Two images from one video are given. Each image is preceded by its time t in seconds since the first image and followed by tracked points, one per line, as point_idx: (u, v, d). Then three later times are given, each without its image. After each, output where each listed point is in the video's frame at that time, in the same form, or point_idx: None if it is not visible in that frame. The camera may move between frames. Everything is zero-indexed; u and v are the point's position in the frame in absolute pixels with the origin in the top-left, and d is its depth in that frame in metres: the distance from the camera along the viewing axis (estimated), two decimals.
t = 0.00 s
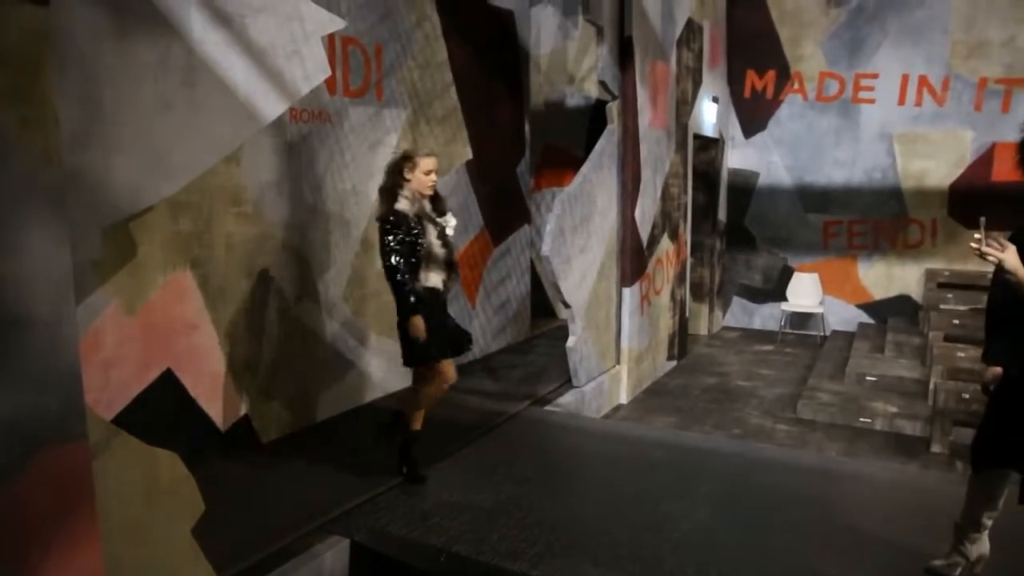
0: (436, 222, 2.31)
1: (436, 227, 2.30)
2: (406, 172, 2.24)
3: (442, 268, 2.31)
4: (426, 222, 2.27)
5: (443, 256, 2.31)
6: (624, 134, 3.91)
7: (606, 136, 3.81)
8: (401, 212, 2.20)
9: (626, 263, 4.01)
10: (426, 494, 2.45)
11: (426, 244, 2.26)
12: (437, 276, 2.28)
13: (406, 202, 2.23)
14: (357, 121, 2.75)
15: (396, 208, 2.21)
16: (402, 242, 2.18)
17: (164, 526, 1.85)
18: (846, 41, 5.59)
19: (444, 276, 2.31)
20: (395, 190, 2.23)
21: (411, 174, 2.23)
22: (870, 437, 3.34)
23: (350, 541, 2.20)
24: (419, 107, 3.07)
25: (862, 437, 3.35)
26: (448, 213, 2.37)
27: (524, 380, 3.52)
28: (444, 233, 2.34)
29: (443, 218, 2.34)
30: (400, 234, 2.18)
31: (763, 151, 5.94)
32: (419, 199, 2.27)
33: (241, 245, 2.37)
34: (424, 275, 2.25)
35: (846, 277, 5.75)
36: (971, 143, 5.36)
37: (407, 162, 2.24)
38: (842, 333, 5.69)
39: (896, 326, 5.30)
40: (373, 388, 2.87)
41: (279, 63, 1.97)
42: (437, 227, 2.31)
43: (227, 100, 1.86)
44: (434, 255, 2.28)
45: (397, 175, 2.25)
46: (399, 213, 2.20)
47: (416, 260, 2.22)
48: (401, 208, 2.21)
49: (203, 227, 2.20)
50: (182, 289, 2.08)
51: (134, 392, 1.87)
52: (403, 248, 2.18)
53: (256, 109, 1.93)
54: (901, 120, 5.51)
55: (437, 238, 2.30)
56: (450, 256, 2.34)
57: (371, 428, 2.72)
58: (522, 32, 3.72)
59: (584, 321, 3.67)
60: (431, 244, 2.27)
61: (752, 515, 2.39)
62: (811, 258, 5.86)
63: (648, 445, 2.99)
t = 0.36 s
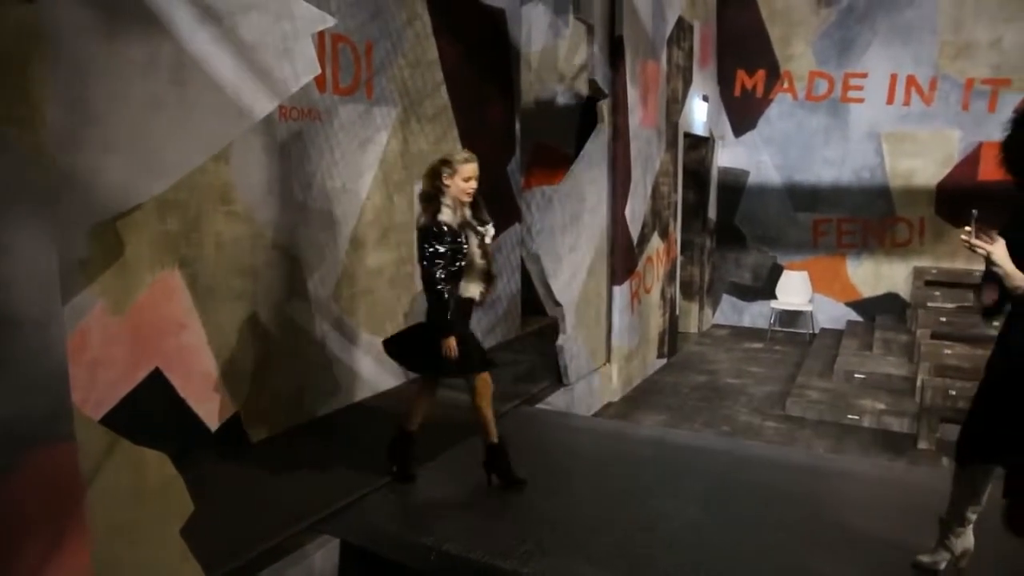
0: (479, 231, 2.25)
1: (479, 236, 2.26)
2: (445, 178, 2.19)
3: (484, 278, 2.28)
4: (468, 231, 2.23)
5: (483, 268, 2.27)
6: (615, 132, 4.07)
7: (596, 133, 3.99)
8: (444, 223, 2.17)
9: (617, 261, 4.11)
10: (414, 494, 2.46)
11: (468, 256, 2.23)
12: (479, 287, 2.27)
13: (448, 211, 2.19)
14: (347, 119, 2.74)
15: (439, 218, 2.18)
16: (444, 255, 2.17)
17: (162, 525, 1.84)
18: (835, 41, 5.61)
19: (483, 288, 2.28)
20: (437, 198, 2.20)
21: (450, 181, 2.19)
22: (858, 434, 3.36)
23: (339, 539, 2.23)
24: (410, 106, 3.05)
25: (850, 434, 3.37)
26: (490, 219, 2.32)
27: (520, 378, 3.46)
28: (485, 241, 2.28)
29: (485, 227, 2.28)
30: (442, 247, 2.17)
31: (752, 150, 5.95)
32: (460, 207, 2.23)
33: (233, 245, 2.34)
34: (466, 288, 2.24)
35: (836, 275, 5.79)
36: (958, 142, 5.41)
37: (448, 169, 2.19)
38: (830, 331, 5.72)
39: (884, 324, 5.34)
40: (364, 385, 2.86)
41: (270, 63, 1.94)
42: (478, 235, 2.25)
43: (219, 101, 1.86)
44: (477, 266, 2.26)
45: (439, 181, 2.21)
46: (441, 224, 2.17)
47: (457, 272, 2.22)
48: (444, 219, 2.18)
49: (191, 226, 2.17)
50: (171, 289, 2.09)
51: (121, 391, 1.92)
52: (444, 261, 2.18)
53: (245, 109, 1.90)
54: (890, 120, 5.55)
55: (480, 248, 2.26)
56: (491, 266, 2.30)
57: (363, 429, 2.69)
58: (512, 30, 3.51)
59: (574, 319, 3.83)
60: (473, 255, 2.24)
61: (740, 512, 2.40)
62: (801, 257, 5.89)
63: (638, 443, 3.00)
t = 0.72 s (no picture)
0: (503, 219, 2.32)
1: (504, 224, 2.32)
2: (471, 162, 2.24)
3: (513, 265, 2.34)
4: (495, 219, 2.29)
5: (512, 255, 2.32)
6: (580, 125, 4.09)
7: (562, 127, 3.98)
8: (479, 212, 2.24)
9: (582, 256, 4.14)
10: (376, 491, 2.48)
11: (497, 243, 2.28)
12: (510, 273, 2.33)
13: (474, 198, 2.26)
14: (311, 112, 2.68)
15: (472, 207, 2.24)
16: (475, 245, 2.21)
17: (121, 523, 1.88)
18: (798, 38, 5.69)
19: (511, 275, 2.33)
20: (466, 187, 2.26)
21: (474, 166, 2.24)
22: (819, 423, 3.43)
23: (307, 537, 2.25)
24: (376, 100, 3.03)
25: (812, 423, 3.43)
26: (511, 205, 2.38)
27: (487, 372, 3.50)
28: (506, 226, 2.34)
29: (507, 212, 2.36)
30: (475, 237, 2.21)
31: (718, 144, 6.02)
32: (486, 193, 2.29)
33: (196, 238, 2.27)
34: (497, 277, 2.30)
35: (800, 268, 5.87)
36: (915, 139, 5.53)
37: (472, 152, 2.22)
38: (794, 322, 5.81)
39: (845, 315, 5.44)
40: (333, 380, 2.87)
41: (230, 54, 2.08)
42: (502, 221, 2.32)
43: (177, 92, 1.94)
44: (506, 254, 2.30)
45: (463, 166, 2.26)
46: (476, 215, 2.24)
47: (486, 261, 2.26)
48: (475, 207, 2.24)
49: (154, 220, 2.11)
50: (131, 286, 2.03)
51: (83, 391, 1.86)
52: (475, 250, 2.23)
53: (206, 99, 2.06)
54: (851, 116, 5.67)
55: (505, 234, 2.31)
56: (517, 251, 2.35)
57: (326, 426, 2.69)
58: (480, 23, 3.47)
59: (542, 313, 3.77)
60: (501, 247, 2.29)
61: (703, 501, 2.45)
62: (765, 250, 6.02)
63: (604, 434, 3.04)
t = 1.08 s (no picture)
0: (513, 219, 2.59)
1: (514, 224, 2.58)
2: (479, 162, 2.51)
3: (522, 265, 2.60)
4: (504, 219, 2.56)
5: (522, 255, 2.59)
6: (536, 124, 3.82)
7: (518, 124, 3.73)
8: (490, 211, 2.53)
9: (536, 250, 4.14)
10: (337, 489, 2.51)
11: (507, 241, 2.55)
12: (518, 274, 2.60)
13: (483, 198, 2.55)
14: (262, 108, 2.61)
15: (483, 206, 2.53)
16: (485, 247, 2.50)
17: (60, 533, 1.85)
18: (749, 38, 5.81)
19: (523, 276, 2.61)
20: (473, 186, 2.55)
21: (482, 165, 2.51)
22: (771, 415, 3.49)
23: (261, 537, 2.25)
24: (329, 96, 3.00)
25: (764, 416, 3.50)
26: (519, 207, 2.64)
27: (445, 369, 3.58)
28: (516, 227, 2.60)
29: (516, 213, 2.62)
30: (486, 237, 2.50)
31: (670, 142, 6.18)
32: (495, 193, 2.56)
33: (144, 236, 2.17)
34: (507, 277, 2.57)
35: (752, 265, 6.08)
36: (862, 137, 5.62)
37: (481, 152, 2.49)
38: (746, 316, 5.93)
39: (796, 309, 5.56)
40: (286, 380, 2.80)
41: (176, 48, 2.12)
42: (511, 222, 2.58)
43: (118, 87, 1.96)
44: (514, 255, 2.57)
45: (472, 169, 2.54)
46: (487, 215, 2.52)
47: (498, 260, 2.54)
48: (484, 206, 2.53)
49: (100, 219, 2.01)
50: (76, 285, 1.95)
51: (24, 395, 1.80)
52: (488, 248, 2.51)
53: (151, 95, 2.08)
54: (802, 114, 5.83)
55: (515, 234, 2.58)
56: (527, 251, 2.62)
57: (296, 421, 2.75)
58: (436, 19, 3.65)
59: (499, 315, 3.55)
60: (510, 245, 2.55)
61: (656, 497, 2.49)
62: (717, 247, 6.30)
63: (560, 430, 3.07)
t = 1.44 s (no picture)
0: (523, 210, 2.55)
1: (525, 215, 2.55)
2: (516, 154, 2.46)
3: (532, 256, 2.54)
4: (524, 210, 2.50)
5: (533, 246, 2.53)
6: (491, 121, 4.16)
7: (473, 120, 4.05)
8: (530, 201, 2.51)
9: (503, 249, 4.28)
10: (282, 500, 2.53)
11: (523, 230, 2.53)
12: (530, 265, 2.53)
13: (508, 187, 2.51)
14: (213, 102, 2.54)
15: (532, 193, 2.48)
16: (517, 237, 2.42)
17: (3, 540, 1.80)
18: (702, 35, 5.89)
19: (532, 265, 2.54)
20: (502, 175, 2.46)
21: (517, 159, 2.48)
22: (725, 407, 3.54)
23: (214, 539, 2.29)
24: (281, 92, 2.93)
25: (718, 408, 3.53)
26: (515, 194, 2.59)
27: (400, 365, 3.63)
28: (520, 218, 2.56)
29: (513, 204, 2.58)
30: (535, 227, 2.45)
31: (627, 138, 6.17)
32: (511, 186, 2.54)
33: (91, 235, 2.08)
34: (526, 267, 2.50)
35: (706, 258, 6.10)
36: (812, 134, 5.83)
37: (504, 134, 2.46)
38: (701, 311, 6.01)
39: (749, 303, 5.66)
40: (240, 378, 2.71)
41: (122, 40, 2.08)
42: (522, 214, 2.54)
43: (60, 79, 1.90)
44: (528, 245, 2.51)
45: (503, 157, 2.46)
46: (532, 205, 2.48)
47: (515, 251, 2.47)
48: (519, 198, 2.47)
49: (45, 214, 1.92)
50: (19, 285, 1.85)
51: None
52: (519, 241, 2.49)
53: (96, 89, 2.04)
54: (752, 112, 5.91)
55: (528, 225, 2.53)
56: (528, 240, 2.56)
57: (250, 422, 2.73)
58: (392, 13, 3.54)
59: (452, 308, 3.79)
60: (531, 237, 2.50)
61: (614, 494, 2.52)
62: (673, 241, 6.17)
63: (518, 426, 3.08)
